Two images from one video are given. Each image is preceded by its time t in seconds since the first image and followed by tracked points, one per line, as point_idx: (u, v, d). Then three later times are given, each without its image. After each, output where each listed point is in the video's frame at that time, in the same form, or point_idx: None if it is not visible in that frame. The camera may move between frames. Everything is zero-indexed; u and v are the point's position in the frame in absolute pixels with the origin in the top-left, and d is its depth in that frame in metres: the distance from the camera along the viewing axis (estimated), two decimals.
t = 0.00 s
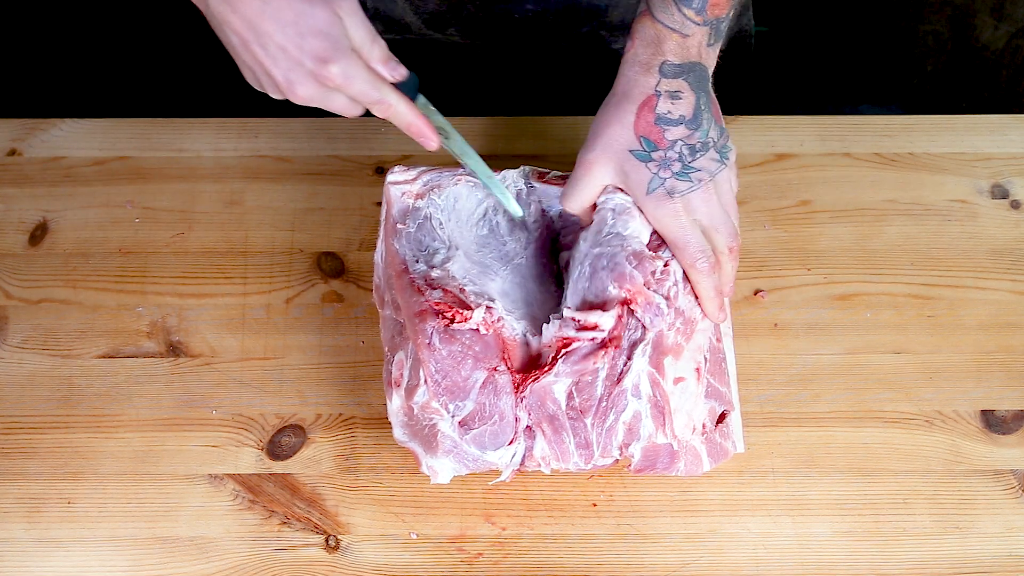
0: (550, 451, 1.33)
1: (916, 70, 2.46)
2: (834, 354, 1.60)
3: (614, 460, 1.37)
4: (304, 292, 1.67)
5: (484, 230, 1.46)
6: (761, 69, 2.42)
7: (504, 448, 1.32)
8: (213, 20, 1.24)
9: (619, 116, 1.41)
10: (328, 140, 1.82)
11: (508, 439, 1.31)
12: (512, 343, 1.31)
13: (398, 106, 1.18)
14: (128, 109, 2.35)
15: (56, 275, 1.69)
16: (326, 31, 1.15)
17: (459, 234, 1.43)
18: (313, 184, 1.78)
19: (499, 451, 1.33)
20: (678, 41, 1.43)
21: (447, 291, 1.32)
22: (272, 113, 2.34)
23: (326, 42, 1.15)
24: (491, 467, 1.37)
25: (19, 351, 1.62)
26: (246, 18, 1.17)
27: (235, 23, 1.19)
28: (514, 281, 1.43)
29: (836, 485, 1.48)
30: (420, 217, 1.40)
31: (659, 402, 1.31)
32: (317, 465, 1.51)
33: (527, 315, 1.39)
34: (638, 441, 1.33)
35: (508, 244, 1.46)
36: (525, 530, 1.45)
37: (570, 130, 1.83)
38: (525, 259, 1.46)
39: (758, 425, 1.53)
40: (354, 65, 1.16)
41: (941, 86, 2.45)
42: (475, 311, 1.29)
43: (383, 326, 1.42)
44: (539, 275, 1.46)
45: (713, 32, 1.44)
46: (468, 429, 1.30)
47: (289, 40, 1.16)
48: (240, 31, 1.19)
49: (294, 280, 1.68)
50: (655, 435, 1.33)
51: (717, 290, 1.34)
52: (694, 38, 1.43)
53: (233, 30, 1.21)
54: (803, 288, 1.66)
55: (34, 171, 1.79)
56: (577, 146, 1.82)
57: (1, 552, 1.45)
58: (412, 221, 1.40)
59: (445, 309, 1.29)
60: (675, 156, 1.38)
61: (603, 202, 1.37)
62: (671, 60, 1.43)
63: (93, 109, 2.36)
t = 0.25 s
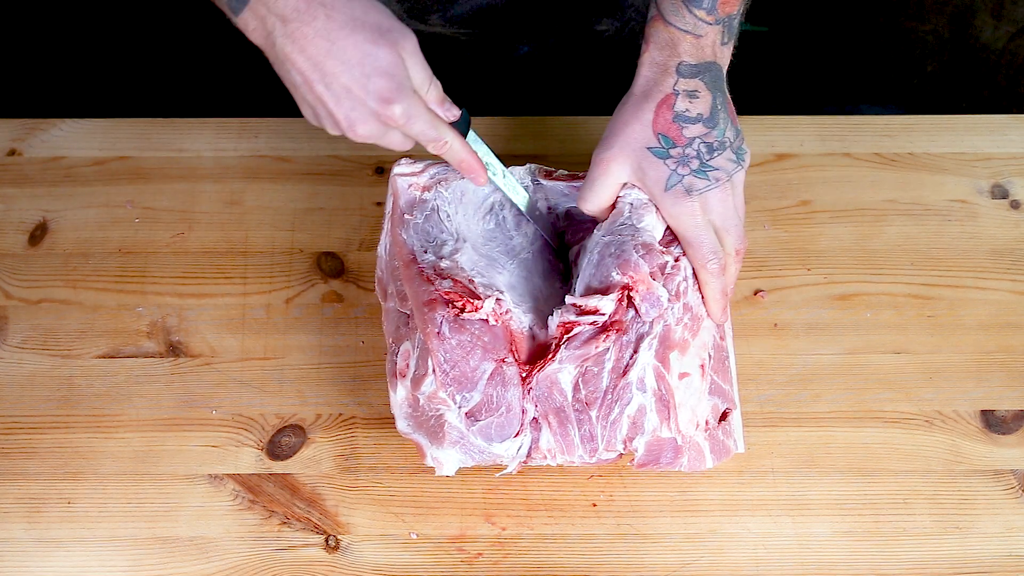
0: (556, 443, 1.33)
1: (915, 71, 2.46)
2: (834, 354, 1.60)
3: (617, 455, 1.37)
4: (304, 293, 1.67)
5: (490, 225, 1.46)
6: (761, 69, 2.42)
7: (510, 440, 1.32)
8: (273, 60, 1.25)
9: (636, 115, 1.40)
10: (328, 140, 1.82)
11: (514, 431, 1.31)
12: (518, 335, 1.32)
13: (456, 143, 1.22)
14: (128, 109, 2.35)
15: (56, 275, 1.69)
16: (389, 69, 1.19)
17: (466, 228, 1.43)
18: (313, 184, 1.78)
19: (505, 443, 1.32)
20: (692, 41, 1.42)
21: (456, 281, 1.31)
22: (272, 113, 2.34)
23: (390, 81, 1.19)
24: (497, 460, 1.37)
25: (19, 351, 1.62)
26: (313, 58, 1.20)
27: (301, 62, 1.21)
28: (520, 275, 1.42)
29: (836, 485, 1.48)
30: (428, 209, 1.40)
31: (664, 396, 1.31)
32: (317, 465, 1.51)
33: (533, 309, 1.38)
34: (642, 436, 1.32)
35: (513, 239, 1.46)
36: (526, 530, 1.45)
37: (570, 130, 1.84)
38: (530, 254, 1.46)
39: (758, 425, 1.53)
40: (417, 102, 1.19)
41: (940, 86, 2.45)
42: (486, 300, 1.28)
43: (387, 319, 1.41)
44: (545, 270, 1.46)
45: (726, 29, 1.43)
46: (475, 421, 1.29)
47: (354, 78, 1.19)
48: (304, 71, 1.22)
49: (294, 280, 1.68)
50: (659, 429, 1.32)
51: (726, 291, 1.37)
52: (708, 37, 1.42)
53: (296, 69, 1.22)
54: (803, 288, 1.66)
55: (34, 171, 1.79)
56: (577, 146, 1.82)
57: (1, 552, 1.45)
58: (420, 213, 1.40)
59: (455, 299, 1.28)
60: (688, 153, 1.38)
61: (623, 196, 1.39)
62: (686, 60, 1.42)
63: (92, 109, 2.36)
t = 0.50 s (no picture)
0: (559, 437, 1.32)
1: (916, 70, 2.46)
2: (834, 354, 1.60)
3: (618, 451, 1.37)
4: (304, 292, 1.67)
5: (494, 221, 1.46)
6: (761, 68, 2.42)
7: (513, 434, 1.31)
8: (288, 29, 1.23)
9: (652, 109, 1.40)
10: (327, 140, 1.82)
11: (517, 425, 1.30)
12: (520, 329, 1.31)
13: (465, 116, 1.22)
14: (127, 109, 2.35)
15: (56, 275, 1.69)
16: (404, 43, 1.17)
17: (470, 223, 1.42)
18: (313, 184, 1.78)
19: (507, 437, 1.32)
20: (708, 40, 1.43)
21: (459, 275, 1.30)
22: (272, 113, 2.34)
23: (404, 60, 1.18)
24: (499, 455, 1.36)
25: (19, 351, 1.62)
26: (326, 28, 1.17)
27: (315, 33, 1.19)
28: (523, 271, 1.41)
29: (836, 485, 1.48)
30: (431, 204, 1.40)
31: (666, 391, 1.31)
32: (317, 465, 1.51)
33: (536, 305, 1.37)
34: (644, 431, 1.32)
35: (517, 236, 1.46)
36: (525, 530, 1.45)
37: (570, 130, 1.83)
38: (533, 251, 1.45)
39: (758, 425, 1.53)
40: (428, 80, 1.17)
41: (941, 86, 2.45)
42: (489, 294, 1.28)
43: (387, 314, 1.41)
44: (547, 267, 1.45)
45: (741, 30, 1.46)
46: (478, 415, 1.29)
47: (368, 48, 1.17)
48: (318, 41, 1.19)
49: (294, 280, 1.68)
50: (661, 425, 1.32)
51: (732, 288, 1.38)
52: (722, 36, 1.44)
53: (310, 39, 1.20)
54: (803, 288, 1.66)
55: (34, 172, 1.79)
56: (577, 146, 1.82)
57: (1, 552, 1.45)
58: (423, 208, 1.40)
59: (459, 292, 1.27)
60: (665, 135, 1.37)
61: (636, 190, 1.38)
62: (703, 57, 1.43)
63: (92, 109, 2.36)
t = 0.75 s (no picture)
0: (560, 434, 1.33)
1: (916, 71, 2.46)
2: (834, 354, 1.60)
3: (618, 449, 1.37)
4: (304, 293, 1.67)
5: (495, 219, 1.45)
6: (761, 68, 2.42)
7: (513, 431, 1.32)
8: None
9: (694, 108, 1.38)
10: (327, 140, 1.82)
11: (517, 422, 1.31)
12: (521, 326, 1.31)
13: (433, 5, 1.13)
14: (128, 109, 2.35)
15: (56, 275, 1.69)
16: None
17: (471, 221, 1.42)
18: (313, 184, 1.78)
19: (508, 435, 1.32)
20: (751, 41, 1.44)
21: (461, 272, 1.31)
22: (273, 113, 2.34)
23: None
24: (499, 452, 1.37)
25: (19, 351, 1.62)
26: None
27: None
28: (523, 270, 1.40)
29: (836, 485, 1.48)
30: (432, 202, 1.40)
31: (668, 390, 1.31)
32: (317, 465, 1.51)
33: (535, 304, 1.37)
34: (646, 429, 1.32)
35: (518, 234, 1.45)
36: (525, 530, 1.45)
37: (570, 130, 1.83)
38: (534, 250, 1.44)
39: (758, 425, 1.53)
40: None
41: (941, 86, 2.45)
42: (491, 292, 1.28)
43: (388, 312, 1.41)
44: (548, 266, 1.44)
45: (782, 33, 1.47)
46: (478, 412, 1.30)
47: None
48: None
49: (294, 280, 1.68)
50: (662, 423, 1.32)
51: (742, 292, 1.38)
52: (763, 38, 1.44)
53: None
54: (803, 288, 1.66)
55: (34, 171, 1.79)
56: (577, 146, 1.82)
57: (1, 552, 1.45)
58: (424, 206, 1.40)
59: (460, 289, 1.28)
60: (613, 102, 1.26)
61: (668, 193, 1.36)
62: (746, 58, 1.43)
63: (93, 109, 2.36)
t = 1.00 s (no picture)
0: (557, 435, 1.33)
1: (916, 71, 2.46)
2: (834, 354, 1.60)
3: (617, 450, 1.37)
4: (304, 293, 1.67)
5: (494, 220, 1.46)
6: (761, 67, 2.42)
7: (512, 432, 1.32)
8: None
9: (692, 111, 1.39)
10: (327, 139, 1.82)
11: (515, 424, 1.31)
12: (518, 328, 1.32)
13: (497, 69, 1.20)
14: (128, 109, 2.35)
15: (56, 275, 1.69)
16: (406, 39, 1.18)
17: (469, 223, 1.42)
18: (313, 184, 1.78)
19: (505, 436, 1.32)
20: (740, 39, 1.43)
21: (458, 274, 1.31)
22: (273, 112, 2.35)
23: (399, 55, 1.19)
24: (498, 453, 1.37)
25: (19, 351, 1.62)
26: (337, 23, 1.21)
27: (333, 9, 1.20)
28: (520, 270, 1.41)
29: (836, 485, 1.48)
30: (429, 205, 1.39)
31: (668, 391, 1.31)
32: (317, 465, 1.51)
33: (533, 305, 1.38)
34: (644, 431, 1.33)
35: (516, 235, 1.46)
36: (525, 530, 1.45)
37: (570, 130, 1.83)
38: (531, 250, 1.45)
39: (758, 425, 1.53)
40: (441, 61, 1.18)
41: (941, 86, 2.45)
42: (488, 293, 1.28)
43: (388, 315, 1.41)
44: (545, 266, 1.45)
45: (783, 36, 1.46)
46: (476, 414, 1.29)
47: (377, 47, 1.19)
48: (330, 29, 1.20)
49: (294, 280, 1.68)
50: (661, 425, 1.32)
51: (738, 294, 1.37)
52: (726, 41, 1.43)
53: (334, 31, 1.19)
54: (803, 288, 1.66)
55: (34, 171, 1.79)
56: (577, 146, 1.82)
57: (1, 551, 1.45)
58: (422, 208, 1.39)
59: (457, 291, 1.28)
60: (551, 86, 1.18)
61: (668, 197, 1.36)
62: (746, 61, 1.43)
63: (93, 109, 2.36)
